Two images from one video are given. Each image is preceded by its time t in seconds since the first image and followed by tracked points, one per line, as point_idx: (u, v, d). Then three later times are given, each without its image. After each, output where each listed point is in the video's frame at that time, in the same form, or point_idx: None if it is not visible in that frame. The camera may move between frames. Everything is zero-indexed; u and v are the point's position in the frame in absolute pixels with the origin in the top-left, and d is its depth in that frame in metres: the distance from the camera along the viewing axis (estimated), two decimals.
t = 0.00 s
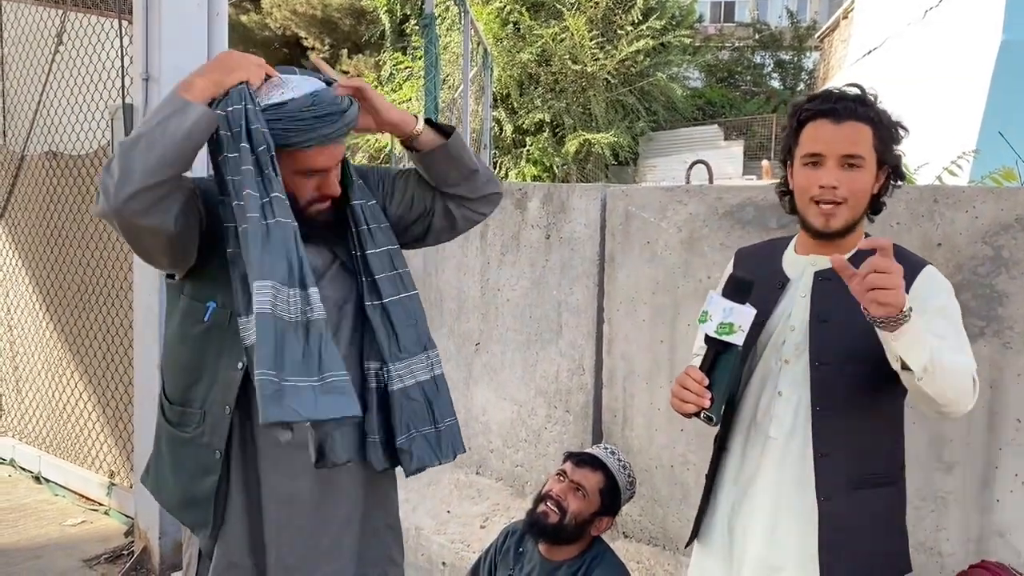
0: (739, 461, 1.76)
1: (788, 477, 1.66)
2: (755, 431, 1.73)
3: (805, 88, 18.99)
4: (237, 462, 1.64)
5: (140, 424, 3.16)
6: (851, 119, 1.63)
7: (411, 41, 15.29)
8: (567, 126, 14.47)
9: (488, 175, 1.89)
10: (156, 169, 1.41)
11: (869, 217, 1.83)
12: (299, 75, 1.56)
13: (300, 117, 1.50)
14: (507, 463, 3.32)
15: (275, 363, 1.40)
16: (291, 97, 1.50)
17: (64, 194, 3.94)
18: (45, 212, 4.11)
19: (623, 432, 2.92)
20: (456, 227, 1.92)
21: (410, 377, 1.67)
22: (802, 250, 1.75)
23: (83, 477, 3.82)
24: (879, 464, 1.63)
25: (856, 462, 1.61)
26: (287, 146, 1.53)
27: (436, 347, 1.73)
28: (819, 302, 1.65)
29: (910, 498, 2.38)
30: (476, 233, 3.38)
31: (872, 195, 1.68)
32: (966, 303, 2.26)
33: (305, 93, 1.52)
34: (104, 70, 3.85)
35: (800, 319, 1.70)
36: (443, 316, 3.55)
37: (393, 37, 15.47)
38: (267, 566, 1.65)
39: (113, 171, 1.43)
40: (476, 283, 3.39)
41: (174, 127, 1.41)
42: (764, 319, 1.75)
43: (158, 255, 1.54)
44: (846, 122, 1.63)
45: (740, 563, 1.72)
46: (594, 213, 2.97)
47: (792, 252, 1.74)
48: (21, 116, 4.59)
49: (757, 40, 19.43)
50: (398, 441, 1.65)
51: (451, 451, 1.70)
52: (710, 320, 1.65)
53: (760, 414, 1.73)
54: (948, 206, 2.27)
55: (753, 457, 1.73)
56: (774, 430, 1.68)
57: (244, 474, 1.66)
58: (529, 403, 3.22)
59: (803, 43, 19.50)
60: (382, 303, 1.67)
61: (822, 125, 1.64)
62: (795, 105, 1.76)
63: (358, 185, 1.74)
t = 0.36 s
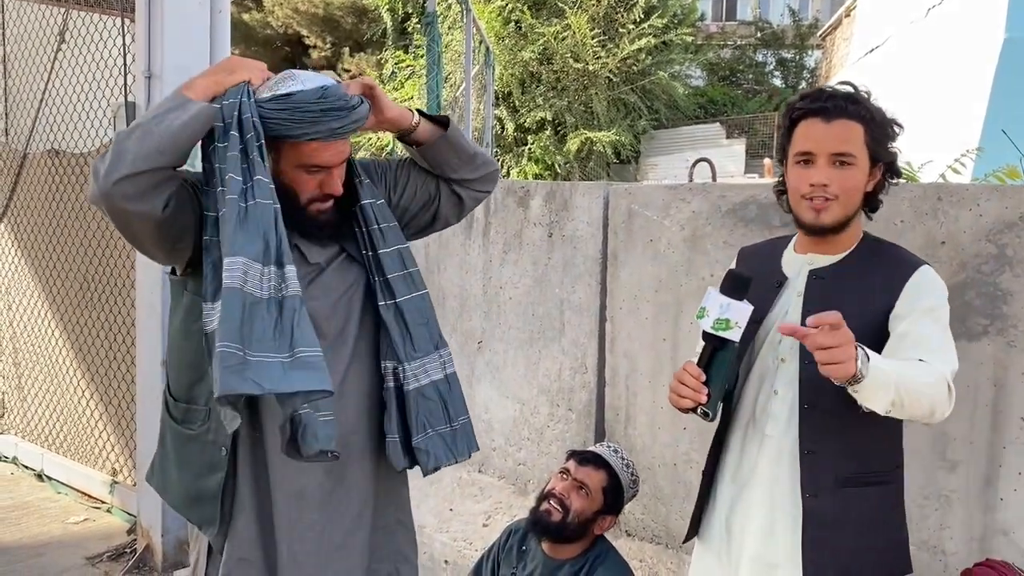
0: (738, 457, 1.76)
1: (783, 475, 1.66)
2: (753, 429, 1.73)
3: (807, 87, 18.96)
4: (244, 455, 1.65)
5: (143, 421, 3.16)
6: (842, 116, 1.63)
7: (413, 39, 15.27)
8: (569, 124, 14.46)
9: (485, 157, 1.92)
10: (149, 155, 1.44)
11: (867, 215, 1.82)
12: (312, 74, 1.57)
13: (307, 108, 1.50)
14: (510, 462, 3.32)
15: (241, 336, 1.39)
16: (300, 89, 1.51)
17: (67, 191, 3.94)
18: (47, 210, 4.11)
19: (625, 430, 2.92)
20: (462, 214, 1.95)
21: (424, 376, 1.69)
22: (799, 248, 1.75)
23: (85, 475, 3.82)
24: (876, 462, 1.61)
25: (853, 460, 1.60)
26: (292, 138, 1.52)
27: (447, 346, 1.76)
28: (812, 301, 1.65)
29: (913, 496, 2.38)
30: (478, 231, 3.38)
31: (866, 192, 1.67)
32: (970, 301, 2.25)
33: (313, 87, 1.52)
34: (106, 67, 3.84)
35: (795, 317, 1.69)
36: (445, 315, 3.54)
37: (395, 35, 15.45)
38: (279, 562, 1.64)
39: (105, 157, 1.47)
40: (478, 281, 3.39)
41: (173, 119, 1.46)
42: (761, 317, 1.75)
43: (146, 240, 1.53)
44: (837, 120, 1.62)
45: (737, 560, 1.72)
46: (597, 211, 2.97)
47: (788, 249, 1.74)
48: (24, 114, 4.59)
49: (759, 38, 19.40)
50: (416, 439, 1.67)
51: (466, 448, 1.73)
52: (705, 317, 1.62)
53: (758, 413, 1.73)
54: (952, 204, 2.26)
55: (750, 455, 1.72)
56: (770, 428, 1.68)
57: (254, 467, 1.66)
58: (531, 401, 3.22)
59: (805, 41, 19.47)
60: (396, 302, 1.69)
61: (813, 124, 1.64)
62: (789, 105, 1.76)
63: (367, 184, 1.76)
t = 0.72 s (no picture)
0: (738, 456, 1.75)
1: (784, 473, 1.66)
2: (755, 426, 1.72)
3: (809, 85, 18.92)
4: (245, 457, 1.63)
5: (144, 420, 3.15)
6: (848, 114, 1.62)
7: (414, 37, 15.25)
8: (571, 122, 14.44)
9: (483, 154, 1.91)
10: (138, 165, 1.42)
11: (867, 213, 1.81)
12: (325, 90, 1.54)
13: (312, 129, 1.47)
14: (511, 460, 3.31)
15: (247, 398, 1.42)
16: (309, 109, 1.48)
17: (68, 188, 3.93)
18: (48, 207, 4.10)
19: (627, 429, 2.91)
20: (459, 208, 1.95)
21: (425, 387, 1.69)
22: (799, 246, 1.74)
23: (87, 473, 3.82)
24: (873, 455, 1.61)
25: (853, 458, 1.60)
26: (295, 157, 1.50)
27: (447, 355, 1.76)
28: (811, 296, 1.64)
29: (916, 495, 2.37)
30: (480, 228, 3.37)
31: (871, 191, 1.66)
32: (973, 300, 2.25)
33: (322, 107, 1.49)
34: (108, 65, 3.83)
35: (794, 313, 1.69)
36: (447, 312, 3.53)
37: (396, 33, 15.43)
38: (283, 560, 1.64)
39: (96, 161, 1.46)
40: (480, 279, 3.38)
41: (168, 130, 1.44)
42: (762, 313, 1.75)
43: (131, 247, 1.52)
44: (843, 117, 1.62)
45: (738, 561, 1.71)
46: (599, 209, 2.96)
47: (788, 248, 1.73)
48: (25, 111, 4.58)
49: (761, 36, 19.35)
50: (417, 449, 1.68)
51: (465, 457, 1.74)
52: (704, 313, 1.61)
53: (761, 409, 1.72)
54: (956, 202, 2.25)
55: (752, 452, 1.71)
56: (774, 425, 1.67)
57: (255, 468, 1.64)
58: (533, 400, 3.21)
59: (807, 39, 19.45)
60: (400, 314, 1.69)
61: (819, 121, 1.63)
62: (791, 104, 1.75)
63: (375, 194, 1.76)
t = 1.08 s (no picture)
0: (736, 457, 1.75)
1: (781, 474, 1.65)
2: (754, 426, 1.72)
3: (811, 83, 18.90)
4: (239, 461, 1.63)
5: (145, 417, 3.15)
6: (837, 115, 1.61)
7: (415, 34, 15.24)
8: (572, 120, 14.43)
9: (484, 157, 1.91)
10: (114, 188, 1.40)
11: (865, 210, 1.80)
12: (329, 106, 1.52)
13: (318, 151, 1.46)
14: (512, 458, 3.31)
15: (260, 435, 1.48)
16: (315, 130, 1.46)
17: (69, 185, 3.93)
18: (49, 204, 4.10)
19: (628, 427, 2.91)
20: (458, 210, 1.96)
21: (423, 395, 1.69)
22: (798, 246, 1.73)
23: (88, 471, 3.82)
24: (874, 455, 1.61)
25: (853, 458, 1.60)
26: (299, 177, 1.48)
27: (444, 361, 1.76)
28: (812, 297, 1.63)
29: (918, 494, 2.36)
30: (482, 226, 3.36)
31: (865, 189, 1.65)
32: (976, 298, 2.24)
33: (328, 128, 1.47)
34: (108, 62, 3.83)
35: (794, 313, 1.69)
36: (448, 310, 3.53)
37: (398, 30, 15.42)
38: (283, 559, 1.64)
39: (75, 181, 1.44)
40: (481, 277, 3.38)
41: (148, 151, 1.43)
42: (762, 313, 1.74)
43: (112, 265, 1.51)
44: (832, 119, 1.61)
45: (735, 562, 1.72)
46: (600, 207, 2.96)
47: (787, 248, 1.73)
48: (27, 108, 4.59)
49: (763, 34, 19.32)
50: (414, 456, 1.68)
51: (461, 462, 1.75)
52: (704, 311, 1.60)
53: (760, 409, 1.71)
54: (958, 200, 2.25)
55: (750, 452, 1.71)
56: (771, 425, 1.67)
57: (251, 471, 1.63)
58: (534, 398, 3.21)
59: (809, 37, 19.45)
60: (398, 323, 1.68)
61: (809, 124, 1.62)
62: (784, 105, 1.74)
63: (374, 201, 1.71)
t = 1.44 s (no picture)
0: (738, 458, 1.75)
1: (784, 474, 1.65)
2: (756, 425, 1.71)
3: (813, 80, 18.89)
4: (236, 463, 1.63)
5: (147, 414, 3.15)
6: (828, 104, 1.62)
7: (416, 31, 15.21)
8: (573, 117, 14.42)
9: (486, 162, 1.89)
10: (84, 228, 1.39)
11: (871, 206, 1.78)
12: (340, 133, 1.49)
13: (325, 185, 1.44)
14: (514, 455, 3.30)
15: (226, 476, 1.48)
16: (325, 162, 1.44)
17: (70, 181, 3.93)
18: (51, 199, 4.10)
19: (631, 424, 2.90)
20: (460, 214, 1.95)
21: (420, 404, 1.69)
22: (802, 242, 1.72)
23: (89, 467, 3.81)
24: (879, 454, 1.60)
25: (858, 457, 1.59)
26: (302, 208, 1.47)
27: (440, 368, 1.76)
28: (819, 297, 1.63)
29: (922, 490, 2.35)
30: (484, 222, 3.35)
31: (863, 182, 1.63)
32: (980, 294, 2.23)
33: (337, 161, 1.45)
34: (109, 57, 3.82)
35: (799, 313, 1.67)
36: (449, 307, 3.52)
37: (399, 28, 15.39)
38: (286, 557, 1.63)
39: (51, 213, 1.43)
40: (483, 273, 3.37)
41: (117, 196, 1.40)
42: (764, 311, 1.73)
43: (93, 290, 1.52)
44: (822, 108, 1.61)
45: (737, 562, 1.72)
46: (603, 204, 2.96)
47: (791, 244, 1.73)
48: (28, 104, 4.59)
49: (764, 31, 19.30)
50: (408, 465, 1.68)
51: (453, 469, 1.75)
52: (701, 315, 1.61)
53: (761, 409, 1.70)
54: (962, 196, 2.24)
55: (753, 452, 1.70)
56: (772, 425, 1.66)
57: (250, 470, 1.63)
58: (536, 394, 3.21)
59: (810, 34, 19.45)
60: (397, 335, 1.67)
61: (801, 114, 1.63)
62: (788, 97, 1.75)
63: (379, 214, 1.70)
